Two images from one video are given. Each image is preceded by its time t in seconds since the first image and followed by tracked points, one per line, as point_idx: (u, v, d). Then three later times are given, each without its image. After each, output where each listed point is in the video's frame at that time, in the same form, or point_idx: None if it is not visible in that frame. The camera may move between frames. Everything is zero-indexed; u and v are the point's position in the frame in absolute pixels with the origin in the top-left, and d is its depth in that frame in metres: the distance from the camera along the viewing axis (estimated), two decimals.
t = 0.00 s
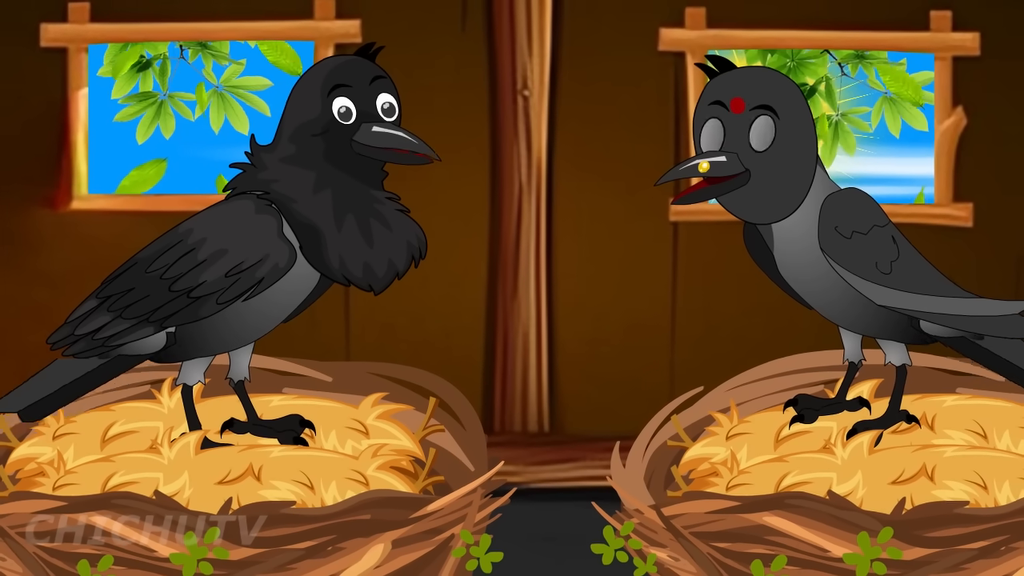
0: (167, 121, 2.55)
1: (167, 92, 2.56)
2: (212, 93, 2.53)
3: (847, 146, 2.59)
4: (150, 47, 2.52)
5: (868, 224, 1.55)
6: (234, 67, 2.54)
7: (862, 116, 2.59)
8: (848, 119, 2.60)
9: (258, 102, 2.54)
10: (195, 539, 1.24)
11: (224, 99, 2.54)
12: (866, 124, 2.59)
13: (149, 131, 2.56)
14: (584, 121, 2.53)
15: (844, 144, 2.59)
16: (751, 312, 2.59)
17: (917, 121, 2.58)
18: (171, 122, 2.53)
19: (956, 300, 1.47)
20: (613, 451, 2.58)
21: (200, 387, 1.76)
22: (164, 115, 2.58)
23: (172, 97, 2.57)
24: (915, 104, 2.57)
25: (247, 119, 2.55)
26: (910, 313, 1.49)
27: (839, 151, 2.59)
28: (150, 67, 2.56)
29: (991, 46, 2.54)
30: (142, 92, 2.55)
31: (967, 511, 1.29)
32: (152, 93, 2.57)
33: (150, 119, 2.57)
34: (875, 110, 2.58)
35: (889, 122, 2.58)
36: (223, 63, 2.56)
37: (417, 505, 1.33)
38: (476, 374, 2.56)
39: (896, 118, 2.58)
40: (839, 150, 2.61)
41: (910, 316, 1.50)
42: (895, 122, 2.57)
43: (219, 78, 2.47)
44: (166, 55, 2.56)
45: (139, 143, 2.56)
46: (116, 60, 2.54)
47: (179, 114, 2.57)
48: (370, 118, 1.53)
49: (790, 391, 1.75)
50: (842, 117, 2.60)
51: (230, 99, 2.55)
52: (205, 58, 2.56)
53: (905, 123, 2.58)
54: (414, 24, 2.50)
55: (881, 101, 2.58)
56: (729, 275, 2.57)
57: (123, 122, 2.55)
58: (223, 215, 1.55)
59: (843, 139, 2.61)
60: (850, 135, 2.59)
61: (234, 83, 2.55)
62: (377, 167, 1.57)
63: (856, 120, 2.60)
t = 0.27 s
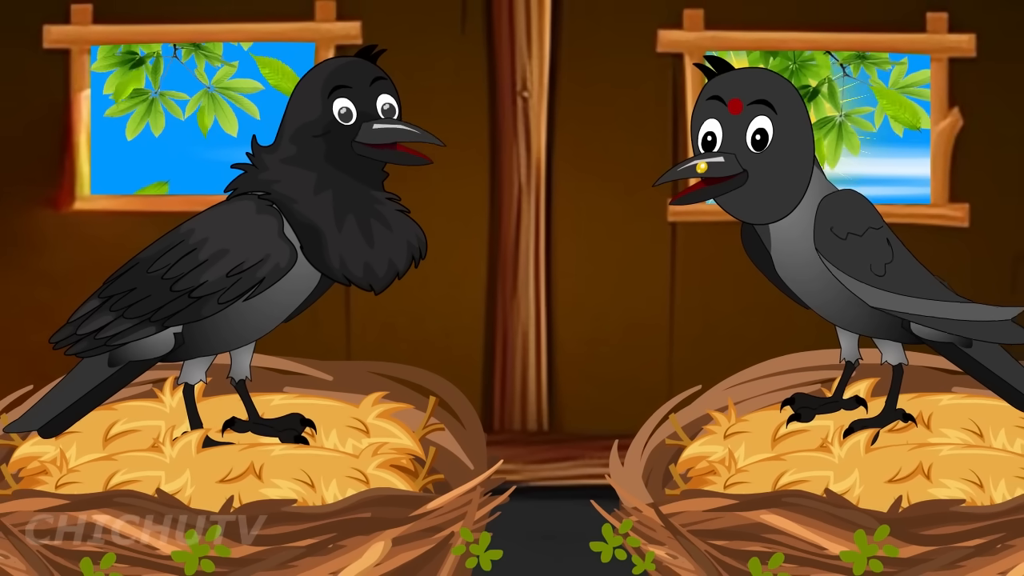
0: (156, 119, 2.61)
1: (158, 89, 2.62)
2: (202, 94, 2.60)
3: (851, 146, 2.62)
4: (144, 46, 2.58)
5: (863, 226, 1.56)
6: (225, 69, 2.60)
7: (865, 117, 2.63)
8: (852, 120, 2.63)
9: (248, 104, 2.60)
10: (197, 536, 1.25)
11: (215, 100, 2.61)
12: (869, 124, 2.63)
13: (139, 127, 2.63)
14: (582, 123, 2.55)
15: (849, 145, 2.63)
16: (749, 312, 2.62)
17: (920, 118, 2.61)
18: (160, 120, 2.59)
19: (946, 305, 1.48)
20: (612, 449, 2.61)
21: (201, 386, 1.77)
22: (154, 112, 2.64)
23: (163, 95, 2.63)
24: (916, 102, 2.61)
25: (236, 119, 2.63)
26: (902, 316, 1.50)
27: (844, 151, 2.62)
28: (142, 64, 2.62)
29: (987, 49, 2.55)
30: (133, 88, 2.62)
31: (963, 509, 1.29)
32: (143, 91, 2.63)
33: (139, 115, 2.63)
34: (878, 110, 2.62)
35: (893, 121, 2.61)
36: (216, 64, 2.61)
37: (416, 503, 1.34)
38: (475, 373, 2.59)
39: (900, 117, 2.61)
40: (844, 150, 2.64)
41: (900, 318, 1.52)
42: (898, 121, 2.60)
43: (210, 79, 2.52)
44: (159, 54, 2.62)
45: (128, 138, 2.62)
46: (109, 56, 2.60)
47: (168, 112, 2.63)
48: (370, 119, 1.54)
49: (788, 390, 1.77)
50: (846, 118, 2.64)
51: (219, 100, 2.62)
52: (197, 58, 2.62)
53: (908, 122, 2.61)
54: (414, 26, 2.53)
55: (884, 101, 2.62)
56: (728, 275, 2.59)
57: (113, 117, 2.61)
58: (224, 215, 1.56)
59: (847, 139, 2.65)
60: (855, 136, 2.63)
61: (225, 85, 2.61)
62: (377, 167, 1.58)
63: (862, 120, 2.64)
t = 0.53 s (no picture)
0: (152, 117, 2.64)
1: (155, 89, 2.66)
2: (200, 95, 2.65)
3: (833, 148, 2.68)
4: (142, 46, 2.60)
5: (861, 224, 1.57)
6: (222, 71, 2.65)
7: (849, 120, 2.70)
8: (836, 122, 2.70)
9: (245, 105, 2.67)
10: (200, 535, 1.27)
11: (210, 101, 2.66)
12: (853, 127, 2.70)
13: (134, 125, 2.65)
14: (581, 123, 2.60)
15: (831, 146, 2.69)
16: (745, 312, 2.68)
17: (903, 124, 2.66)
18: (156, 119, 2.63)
19: (944, 300, 1.49)
20: (610, 448, 2.67)
21: (203, 386, 1.79)
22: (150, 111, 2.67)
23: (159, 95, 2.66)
24: (901, 108, 2.66)
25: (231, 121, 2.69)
26: (900, 312, 1.51)
27: (826, 152, 2.68)
28: (140, 63, 2.65)
29: (984, 50, 2.62)
30: (130, 87, 2.65)
31: (960, 507, 1.30)
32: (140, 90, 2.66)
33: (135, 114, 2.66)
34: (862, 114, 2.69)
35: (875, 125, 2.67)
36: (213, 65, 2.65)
37: (417, 501, 1.34)
38: (475, 374, 2.63)
39: (884, 122, 2.67)
40: (826, 151, 2.70)
41: (898, 314, 1.53)
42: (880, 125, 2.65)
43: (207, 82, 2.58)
44: (157, 53, 2.65)
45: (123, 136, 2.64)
46: (107, 56, 2.64)
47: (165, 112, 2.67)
48: (371, 121, 1.55)
49: (785, 389, 1.78)
50: (829, 120, 2.70)
51: (216, 101, 2.66)
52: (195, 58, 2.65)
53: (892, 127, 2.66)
54: (414, 27, 2.58)
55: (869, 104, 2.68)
56: (724, 274, 2.65)
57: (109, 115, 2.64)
58: (226, 216, 1.57)
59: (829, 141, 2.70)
60: (837, 137, 2.69)
61: (221, 86, 2.66)
62: (377, 168, 1.59)
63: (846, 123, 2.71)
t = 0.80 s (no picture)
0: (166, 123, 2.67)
1: (168, 94, 2.68)
2: (212, 97, 2.65)
3: (818, 150, 2.70)
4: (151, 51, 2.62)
5: (858, 225, 1.58)
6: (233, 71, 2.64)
7: (834, 121, 2.72)
8: (821, 123, 2.71)
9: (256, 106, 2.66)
10: (201, 533, 1.27)
11: (223, 103, 2.66)
12: (837, 129, 2.72)
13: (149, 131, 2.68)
14: (580, 125, 2.62)
15: (815, 148, 2.71)
16: (744, 311, 2.70)
17: (886, 128, 2.69)
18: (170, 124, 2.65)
19: (940, 301, 1.51)
20: (609, 447, 2.69)
21: (205, 385, 1.80)
22: (164, 117, 2.69)
23: (172, 99, 2.68)
24: (885, 112, 2.69)
25: (245, 122, 2.68)
26: (896, 313, 1.52)
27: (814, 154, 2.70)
28: (151, 69, 2.66)
29: (979, 52, 2.65)
30: (142, 93, 2.67)
31: (956, 505, 1.30)
32: (152, 95, 2.68)
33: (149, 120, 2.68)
34: (846, 116, 2.71)
35: (859, 128, 2.70)
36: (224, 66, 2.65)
37: (416, 500, 1.35)
38: (475, 373, 2.65)
39: (867, 126, 2.70)
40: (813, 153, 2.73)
41: (895, 314, 1.54)
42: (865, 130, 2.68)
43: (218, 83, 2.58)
44: (167, 58, 2.66)
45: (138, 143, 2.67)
46: (119, 62, 2.65)
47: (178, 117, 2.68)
48: (371, 121, 1.56)
49: (783, 388, 1.79)
50: (815, 121, 2.72)
51: (229, 102, 2.65)
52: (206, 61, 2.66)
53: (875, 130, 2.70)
54: (415, 29, 2.60)
55: (853, 107, 2.71)
56: (722, 274, 2.67)
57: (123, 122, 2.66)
58: (227, 217, 1.58)
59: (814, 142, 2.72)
60: (822, 139, 2.71)
61: (233, 87, 2.65)
62: (377, 169, 1.60)
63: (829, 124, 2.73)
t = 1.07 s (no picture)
0: (179, 126, 2.71)
1: (179, 98, 2.73)
2: (223, 98, 2.69)
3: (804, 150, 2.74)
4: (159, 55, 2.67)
5: (855, 225, 1.59)
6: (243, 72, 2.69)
7: (819, 123, 2.75)
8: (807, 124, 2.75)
9: (268, 106, 2.70)
10: (203, 532, 1.28)
11: (235, 104, 2.70)
12: (822, 130, 2.75)
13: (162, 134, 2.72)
14: (579, 126, 2.64)
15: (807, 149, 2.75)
16: (742, 311, 2.72)
17: (869, 133, 2.74)
18: (182, 127, 2.70)
19: (937, 300, 1.51)
20: (608, 446, 2.70)
21: (207, 385, 1.81)
22: (178, 120, 2.74)
23: (184, 103, 2.73)
24: (870, 118, 2.73)
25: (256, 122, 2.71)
26: (893, 312, 1.53)
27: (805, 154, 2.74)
28: (162, 74, 2.71)
29: (974, 54, 2.69)
30: (154, 99, 2.72)
31: (952, 504, 1.31)
32: (164, 100, 2.73)
33: (163, 125, 2.73)
34: (831, 118, 2.74)
35: (842, 131, 2.74)
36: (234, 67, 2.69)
37: (417, 498, 1.36)
38: (474, 372, 2.67)
39: (850, 129, 2.74)
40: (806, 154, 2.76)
41: (892, 313, 1.55)
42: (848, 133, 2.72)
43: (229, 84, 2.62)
44: (178, 62, 2.71)
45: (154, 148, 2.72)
46: (129, 68, 2.70)
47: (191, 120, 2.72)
48: (371, 122, 1.57)
49: (780, 387, 1.80)
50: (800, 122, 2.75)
51: (240, 103, 2.70)
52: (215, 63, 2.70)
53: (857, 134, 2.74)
54: (415, 32, 2.63)
55: (838, 110, 2.74)
56: (720, 274, 2.69)
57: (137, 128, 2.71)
58: (229, 217, 1.60)
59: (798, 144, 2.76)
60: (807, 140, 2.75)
61: (243, 88, 2.69)
62: (378, 169, 1.61)
63: (814, 125, 2.77)
